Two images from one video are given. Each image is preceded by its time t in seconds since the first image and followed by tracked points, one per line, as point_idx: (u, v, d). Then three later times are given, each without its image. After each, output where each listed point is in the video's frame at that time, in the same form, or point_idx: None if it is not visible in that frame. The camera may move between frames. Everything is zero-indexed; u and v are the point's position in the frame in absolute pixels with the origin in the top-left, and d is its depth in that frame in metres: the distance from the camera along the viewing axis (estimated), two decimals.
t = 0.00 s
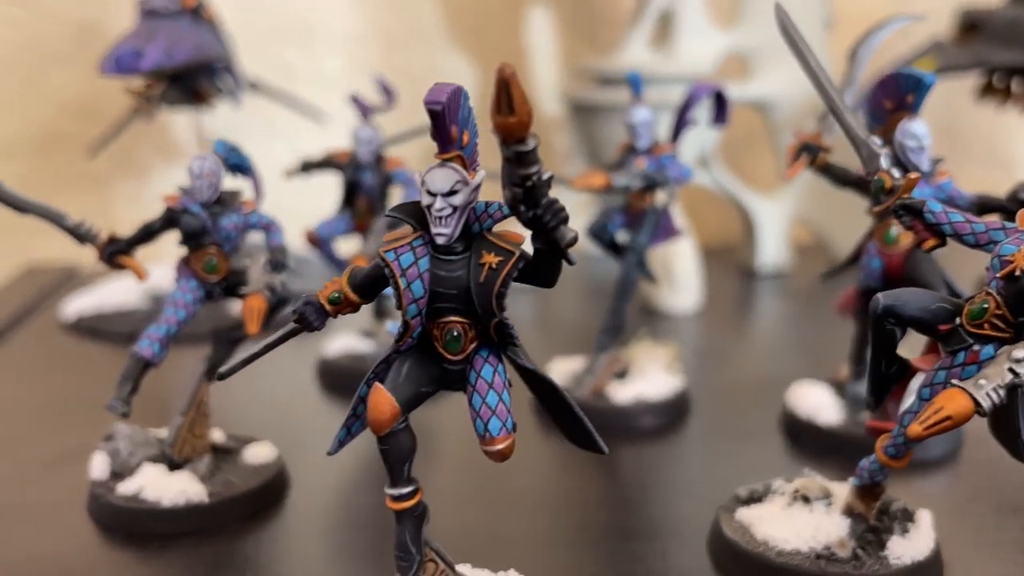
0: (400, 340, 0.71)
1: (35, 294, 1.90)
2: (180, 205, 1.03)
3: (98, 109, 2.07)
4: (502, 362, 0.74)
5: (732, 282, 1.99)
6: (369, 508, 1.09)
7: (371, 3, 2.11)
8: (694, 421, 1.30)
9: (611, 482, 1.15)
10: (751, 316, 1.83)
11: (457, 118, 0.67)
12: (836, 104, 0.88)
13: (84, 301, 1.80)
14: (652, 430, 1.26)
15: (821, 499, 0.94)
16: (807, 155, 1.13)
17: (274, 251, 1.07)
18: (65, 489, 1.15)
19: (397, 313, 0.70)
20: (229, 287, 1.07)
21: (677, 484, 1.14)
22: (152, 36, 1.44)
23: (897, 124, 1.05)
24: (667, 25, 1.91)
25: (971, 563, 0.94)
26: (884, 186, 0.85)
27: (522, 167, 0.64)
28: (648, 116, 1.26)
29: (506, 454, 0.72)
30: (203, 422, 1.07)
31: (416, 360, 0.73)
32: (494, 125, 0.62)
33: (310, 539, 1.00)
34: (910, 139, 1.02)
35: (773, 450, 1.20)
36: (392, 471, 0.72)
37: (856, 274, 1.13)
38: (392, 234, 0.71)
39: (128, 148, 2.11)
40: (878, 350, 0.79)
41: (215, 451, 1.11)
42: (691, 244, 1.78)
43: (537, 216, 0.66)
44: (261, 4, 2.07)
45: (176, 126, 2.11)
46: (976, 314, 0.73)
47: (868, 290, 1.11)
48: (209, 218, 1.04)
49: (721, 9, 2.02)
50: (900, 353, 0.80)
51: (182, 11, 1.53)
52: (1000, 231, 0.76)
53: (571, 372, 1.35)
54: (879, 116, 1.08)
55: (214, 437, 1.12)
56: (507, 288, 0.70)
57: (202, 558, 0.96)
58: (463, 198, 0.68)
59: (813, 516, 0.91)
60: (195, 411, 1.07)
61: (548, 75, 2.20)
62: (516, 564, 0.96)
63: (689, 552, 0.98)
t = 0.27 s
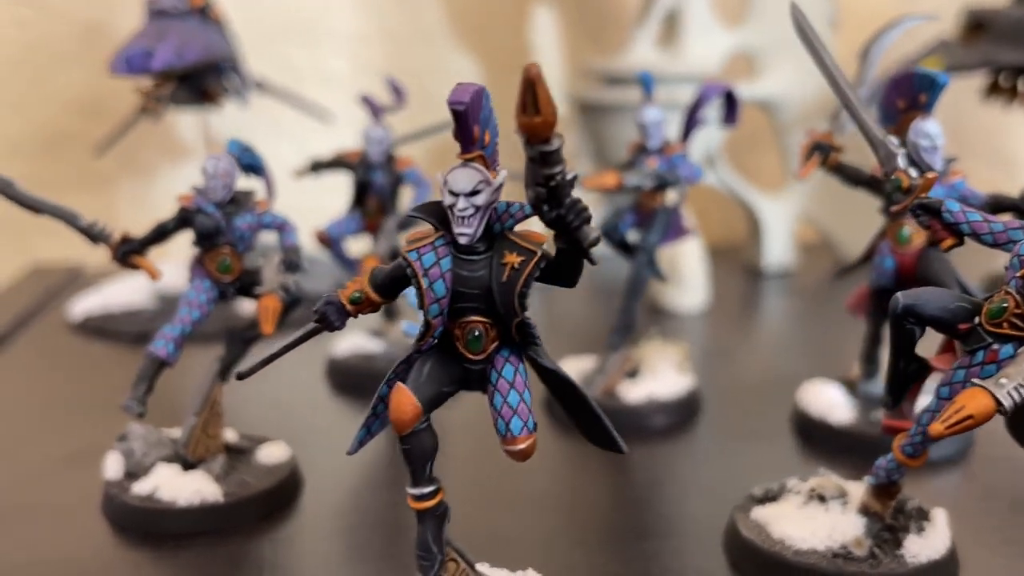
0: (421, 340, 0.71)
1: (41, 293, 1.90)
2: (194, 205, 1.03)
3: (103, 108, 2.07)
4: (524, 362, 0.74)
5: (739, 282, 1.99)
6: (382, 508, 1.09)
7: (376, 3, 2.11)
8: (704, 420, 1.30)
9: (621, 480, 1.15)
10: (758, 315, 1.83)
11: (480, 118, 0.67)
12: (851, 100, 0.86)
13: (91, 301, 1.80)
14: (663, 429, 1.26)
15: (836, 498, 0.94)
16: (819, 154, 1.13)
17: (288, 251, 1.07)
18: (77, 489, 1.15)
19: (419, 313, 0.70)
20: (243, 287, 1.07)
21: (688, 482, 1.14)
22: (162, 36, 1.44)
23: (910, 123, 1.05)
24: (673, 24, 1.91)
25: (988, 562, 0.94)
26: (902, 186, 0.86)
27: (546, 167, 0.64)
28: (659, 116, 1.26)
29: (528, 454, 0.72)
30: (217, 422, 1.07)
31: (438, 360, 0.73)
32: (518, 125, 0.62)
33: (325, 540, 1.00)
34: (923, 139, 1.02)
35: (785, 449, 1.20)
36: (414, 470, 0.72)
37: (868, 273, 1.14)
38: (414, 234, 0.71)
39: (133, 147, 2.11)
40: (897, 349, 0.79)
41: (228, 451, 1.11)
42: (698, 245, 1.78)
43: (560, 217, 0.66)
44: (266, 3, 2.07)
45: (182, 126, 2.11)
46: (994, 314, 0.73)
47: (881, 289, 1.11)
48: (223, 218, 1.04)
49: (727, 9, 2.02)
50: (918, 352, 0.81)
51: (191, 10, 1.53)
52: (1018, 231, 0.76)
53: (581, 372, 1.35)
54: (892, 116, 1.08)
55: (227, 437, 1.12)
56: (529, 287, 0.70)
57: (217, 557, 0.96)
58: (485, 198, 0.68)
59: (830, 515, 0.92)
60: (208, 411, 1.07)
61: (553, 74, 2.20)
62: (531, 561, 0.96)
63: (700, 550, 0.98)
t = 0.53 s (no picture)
0: (446, 339, 0.71)
1: (48, 293, 1.90)
2: (210, 204, 1.03)
3: (109, 107, 2.07)
4: (548, 362, 0.74)
5: (747, 281, 1.99)
6: (397, 508, 1.09)
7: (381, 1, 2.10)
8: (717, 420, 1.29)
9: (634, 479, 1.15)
10: (765, 315, 1.83)
11: (507, 117, 0.67)
12: (868, 97, 0.87)
13: (99, 301, 1.79)
14: (675, 428, 1.26)
15: (855, 497, 0.94)
16: (834, 153, 1.13)
17: (303, 251, 1.07)
18: (91, 489, 1.15)
19: (443, 313, 0.70)
20: (258, 287, 1.07)
21: (703, 480, 1.14)
22: (173, 35, 1.44)
23: (926, 122, 1.05)
24: (681, 24, 1.91)
25: (1006, 560, 0.94)
26: (923, 185, 0.85)
27: (573, 167, 0.63)
28: (673, 115, 1.26)
29: (553, 454, 0.72)
30: (233, 421, 1.07)
31: (462, 360, 0.73)
32: (547, 125, 0.62)
33: (341, 540, 1.00)
34: (939, 138, 1.02)
35: (799, 449, 1.20)
36: (439, 470, 0.72)
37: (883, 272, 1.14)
38: (438, 234, 0.71)
39: (139, 146, 2.11)
40: (921, 347, 0.81)
41: (243, 450, 1.11)
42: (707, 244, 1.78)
43: (586, 216, 0.66)
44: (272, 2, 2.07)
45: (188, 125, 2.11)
46: (1017, 314, 0.72)
47: (897, 288, 1.11)
48: (238, 217, 1.04)
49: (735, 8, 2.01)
50: (941, 352, 0.82)
51: (200, 9, 1.52)
52: None
53: (594, 371, 1.35)
54: (907, 115, 1.08)
55: (242, 436, 1.12)
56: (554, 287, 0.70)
57: (234, 557, 0.96)
58: (511, 198, 0.68)
59: (849, 515, 0.92)
60: (224, 411, 1.07)
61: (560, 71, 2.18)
62: (549, 560, 0.96)
63: (714, 548, 0.98)
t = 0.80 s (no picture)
0: (471, 335, 0.71)
1: (55, 291, 1.90)
2: (228, 201, 1.03)
3: (116, 105, 2.06)
4: (575, 358, 0.74)
5: (755, 279, 1.99)
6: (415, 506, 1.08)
7: None
8: (732, 417, 1.29)
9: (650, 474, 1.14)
10: (774, 312, 1.83)
11: (538, 113, 0.67)
12: (888, 88, 0.87)
13: (108, 299, 1.79)
14: (690, 426, 1.26)
15: (877, 494, 0.94)
16: (851, 150, 1.12)
17: (321, 248, 1.07)
18: (106, 488, 1.14)
19: (472, 309, 0.70)
20: (276, 284, 1.06)
21: (720, 477, 1.14)
22: (183, 31, 1.44)
23: (944, 119, 1.05)
24: (690, 21, 1.91)
25: None
26: (946, 181, 0.85)
27: (606, 162, 0.63)
28: (688, 112, 1.25)
29: (580, 450, 0.72)
30: (250, 419, 1.07)
31: (489, 356, 0.73)
32: (581, 120, 0.62)
33: (361, 537, 1.00)
34: (957, 134, 1.02)
35: (815, 446, 1.20)
36: (467, 467, 0.72)
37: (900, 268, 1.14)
38: (466, 229, 0.70)
39: (145, 145, 2.10)
40: (947, 341, 0.80)
41: (260, 448, 1.10)
42: (717, 242, 1.78)
43: (617, 211, 0.65)
44: None
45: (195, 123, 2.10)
46: None
47: (913, 284, 1.12)
48: (256, 214, 1.04)
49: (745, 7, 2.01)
50: (967, 347, 0.82)
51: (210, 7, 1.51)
52: None
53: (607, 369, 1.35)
54: (925, 111, 1.08)
55: (259, 434, 1.12)
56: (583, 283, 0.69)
57: (254, 555, 0.96)
58: (540, 193, 0.68)
59: (872, 511, 0.91)
60: (241, 408, 1.06)
61: (565, 65, 2.15)
62: (570, 557, 0.96)
63: (734, 543, 0.98)
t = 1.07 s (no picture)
0: (496, 336, 0.71)
1: (61, 291, 1.89)
2: (243, 201, 1.02)
3: (120, 104, 2.06)
4: (600, 358, 0.73)
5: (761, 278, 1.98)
6: (430, 506, 1.08)
7: None
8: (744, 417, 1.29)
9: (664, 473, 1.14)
10: (780, 311, 1.83)
11: (563, 113, 0.67)
12: (902, 79, 0.88)
13: (114, 299, 1.79)
14: (702, 425, 1.25)
15: (895, 493, 0.94)
16: (865, 149, 1.12)
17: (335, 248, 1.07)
18: (119, 489, 1.14)
19: (497, 309, 0.70)
20: (291, 284, 1.06)
21: (734, 476, 1.14)
22: (192, 31, 1.44)
23: (959, 118, 1.05)
24: (696, 20, 1.91)
25: None
26: (966, 180, 0.84)
27: (634, 162, 0.63)
28: (700, 111, 1.25)
29: (605, 450, 0.72)
30: (265, 420, 1.07)
31: (514, 357, 0.72)
32: (610, 120, 0.62)
33: (377, 537, 1.00)
34: (973, 133, 1.02)
35: (828, 445, 1.20)
36: (492, 467, 0.72)
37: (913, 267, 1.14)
38: (491, 230, 0.70)
39: (150, 144, 2.10)
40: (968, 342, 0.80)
41: (274, 448, 1.10)
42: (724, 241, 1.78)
43: (644, 211, 0.65)
44: None
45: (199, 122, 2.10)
46: None
47: (927, 283, 1.12)
48: (271, 215, 1.03)
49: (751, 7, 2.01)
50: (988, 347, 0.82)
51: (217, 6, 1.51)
52: None
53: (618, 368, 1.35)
54: (940, 110, 1.07)
55: (272, 434, 1.12)
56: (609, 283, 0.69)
57: (270, 555, 0.96)
58: (566, 194, 0.68)
59: (890, 511, 0.92)
60: (256, 409, 1.06)
61: (569, 66, 2.16)
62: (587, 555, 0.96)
63: (751, 542, 0.98)
